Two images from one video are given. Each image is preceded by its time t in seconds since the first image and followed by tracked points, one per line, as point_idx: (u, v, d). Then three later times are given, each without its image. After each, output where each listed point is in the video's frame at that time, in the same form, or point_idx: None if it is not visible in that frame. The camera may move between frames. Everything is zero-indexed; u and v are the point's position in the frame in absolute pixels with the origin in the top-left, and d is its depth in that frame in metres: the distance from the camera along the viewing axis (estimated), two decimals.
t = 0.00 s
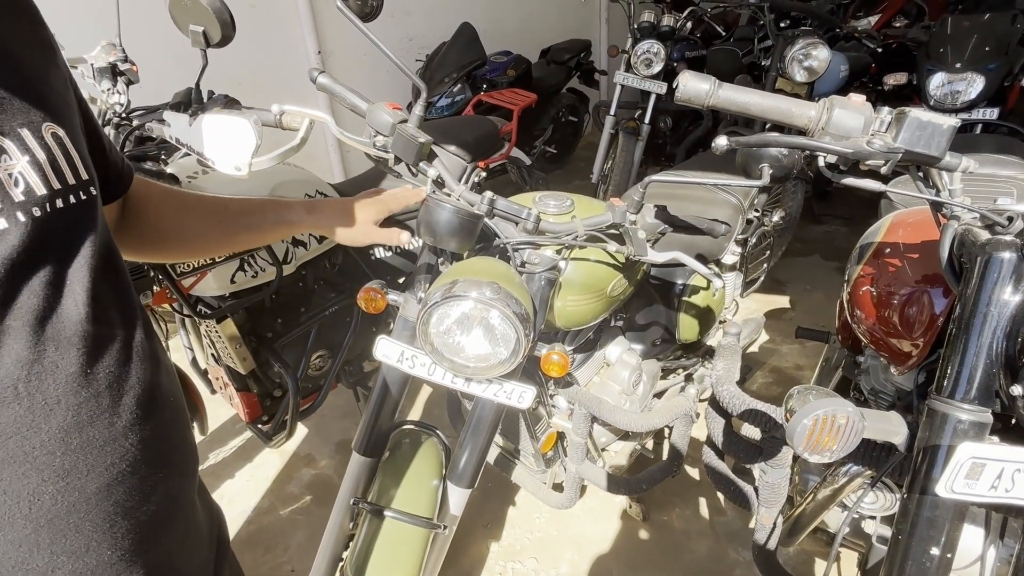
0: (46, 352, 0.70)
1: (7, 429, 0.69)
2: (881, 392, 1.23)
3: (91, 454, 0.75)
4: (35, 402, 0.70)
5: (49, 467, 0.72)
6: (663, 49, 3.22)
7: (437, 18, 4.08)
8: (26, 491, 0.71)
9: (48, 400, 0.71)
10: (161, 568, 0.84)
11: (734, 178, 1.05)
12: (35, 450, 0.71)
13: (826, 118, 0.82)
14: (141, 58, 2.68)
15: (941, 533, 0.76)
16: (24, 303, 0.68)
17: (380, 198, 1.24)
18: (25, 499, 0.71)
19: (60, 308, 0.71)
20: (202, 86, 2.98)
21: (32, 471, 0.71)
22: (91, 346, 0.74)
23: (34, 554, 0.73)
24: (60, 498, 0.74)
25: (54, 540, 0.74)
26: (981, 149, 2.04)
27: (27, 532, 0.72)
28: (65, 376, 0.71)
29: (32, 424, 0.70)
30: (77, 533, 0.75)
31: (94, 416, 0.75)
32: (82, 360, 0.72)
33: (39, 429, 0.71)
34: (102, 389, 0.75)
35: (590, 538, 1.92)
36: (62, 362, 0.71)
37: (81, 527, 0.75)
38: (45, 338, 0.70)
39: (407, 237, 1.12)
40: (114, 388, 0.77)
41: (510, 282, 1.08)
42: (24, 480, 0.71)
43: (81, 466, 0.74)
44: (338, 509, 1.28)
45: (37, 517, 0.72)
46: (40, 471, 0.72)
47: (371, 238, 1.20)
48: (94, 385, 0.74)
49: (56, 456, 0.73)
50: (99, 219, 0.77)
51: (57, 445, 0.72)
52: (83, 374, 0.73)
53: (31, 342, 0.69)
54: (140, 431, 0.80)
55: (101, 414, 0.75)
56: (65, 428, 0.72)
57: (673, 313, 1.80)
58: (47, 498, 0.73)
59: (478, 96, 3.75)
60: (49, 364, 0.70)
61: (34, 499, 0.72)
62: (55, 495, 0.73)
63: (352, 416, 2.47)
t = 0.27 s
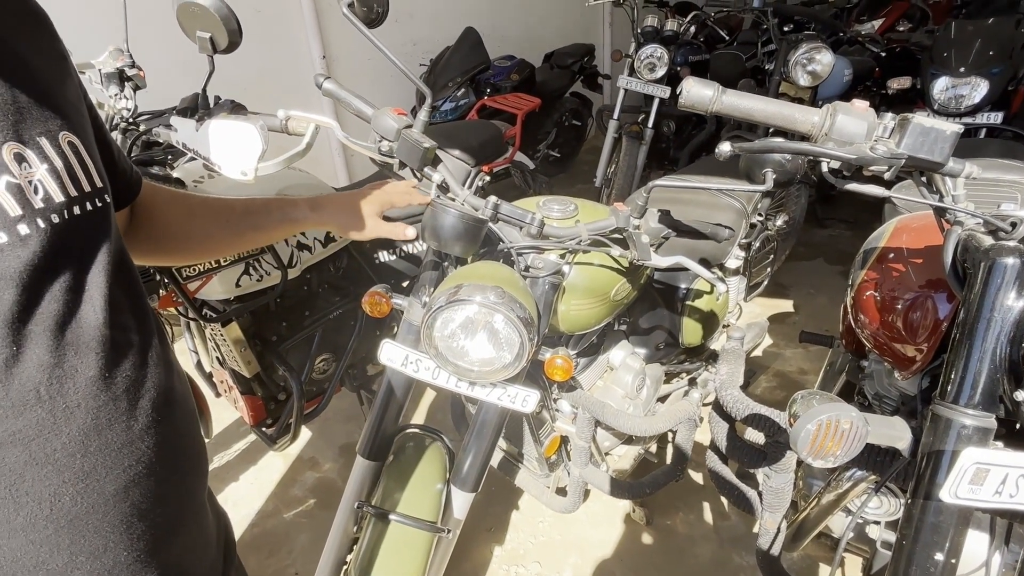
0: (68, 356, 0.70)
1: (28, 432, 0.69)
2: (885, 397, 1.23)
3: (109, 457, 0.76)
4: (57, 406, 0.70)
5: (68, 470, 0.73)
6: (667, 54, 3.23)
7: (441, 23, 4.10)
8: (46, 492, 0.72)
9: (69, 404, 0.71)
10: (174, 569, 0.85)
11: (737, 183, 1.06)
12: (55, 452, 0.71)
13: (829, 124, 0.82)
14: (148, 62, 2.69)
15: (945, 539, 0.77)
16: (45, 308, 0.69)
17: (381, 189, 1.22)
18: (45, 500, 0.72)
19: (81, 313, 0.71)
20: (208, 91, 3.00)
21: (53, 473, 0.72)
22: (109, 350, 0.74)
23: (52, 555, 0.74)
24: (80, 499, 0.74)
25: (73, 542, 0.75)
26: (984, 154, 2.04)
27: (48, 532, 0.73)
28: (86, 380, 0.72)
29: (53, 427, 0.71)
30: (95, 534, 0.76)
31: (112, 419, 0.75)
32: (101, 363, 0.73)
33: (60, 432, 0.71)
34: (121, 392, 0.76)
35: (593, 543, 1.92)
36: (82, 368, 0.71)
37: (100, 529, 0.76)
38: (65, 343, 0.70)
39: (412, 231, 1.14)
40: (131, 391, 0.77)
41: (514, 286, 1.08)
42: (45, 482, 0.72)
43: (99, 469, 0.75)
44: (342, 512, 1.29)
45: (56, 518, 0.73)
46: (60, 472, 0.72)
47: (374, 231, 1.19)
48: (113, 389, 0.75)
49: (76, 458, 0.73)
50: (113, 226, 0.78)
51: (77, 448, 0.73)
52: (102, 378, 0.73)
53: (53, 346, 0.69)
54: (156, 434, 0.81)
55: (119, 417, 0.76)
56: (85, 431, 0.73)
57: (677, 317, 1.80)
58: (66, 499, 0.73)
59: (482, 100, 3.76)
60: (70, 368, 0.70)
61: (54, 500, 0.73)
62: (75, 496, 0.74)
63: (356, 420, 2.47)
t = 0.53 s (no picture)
0: (72, 363, 0.71)
1: (33, 439, 0.69)
2: (885, 402, 1.23)
3: (113, 464, 0.76)
4: (61, 413, 0.70)
5: (72, 478, 0.73)
6: (667, 58, 3.24)
7: (442, 27, 4.11)
8: (50, 500, 0.72)
9: (73, 411, 0.71)
10: None
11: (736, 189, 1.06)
12: (59, 460, 0.71)
13: (827, 130, 0.82)
14: (149, 66, 2.70)
15: (945, 546, 0.76)
16: (49, 315, 0.69)
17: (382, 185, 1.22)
18: (49, 509, 0.72)
19: (85, 320, 0.72)
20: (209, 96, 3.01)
21: (57, 481, 0.72)
22: (113, 357, 0.74)
23: (57, 564, 0.73)
24: (83, 507, 0.74)
25: (77, 550, 0.74)
26: (984, 158, 2.04)
27: (51, 541, 0.72)
28: (89, 387, 0.72)
29: (57, 434, 0.71)
30: (99, 543, 0.75)
31: (116, 427, 0.75)
32: (105, 371, 0.73)
33: (64, 439, 0.71)
34: (124, 400, 0.76)
35: (594, 548, 1.91)
36: (85, 375, 0.72)
37: (103, 537, 0.76)
38: (69, 351, 0.70)
39: (414, 231, 1.14)
40: (134, 399, 0.77)
41: (513, 291, 1.08)
42: (49, 490, 0.71)
43: (103, 476, 0.75)
44: (342, 518, 1.28)
45: (60, 527, 0.73)
46: (64, 480, 0.72)
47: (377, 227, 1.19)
48: (116, 397, 0.75)
49: (80, 465, 0.73)
50: (116, 234, 0.78)
51: (81, 456, 0.73)
52: (106, 385, 0.74)
53: (57, 354, 0.69)
54: (159, 441, 0.81)
55: (123, 424, 0.76)
56: (89, 438, 0.73)
57: (677, 322, 1.80)
58: (70, 507, 0.73)
59: (482, 104, 3.77)
60: (74, 375, 0.71)
61: (57, 509, 0.72)
62: (78, 504, 0.74)
63: (356, 424, 2.47)
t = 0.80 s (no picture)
0: (79, 369, 0.70)
1: (39, 445, 0.69)
2: (884, 405, 1.22)
3: (117, 469, 0.76)
4: (66, 419, 0.70)
5: (77, 483, 0.73)
6: (665, 60, 3.24)
7: (440, 30, 4.11)
8: (56, 506, 0.72)
9: (79, 416, 0.71)
10: None
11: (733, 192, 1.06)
12: (65, 466, 0.71)
13: (824, 134, 0.82)
14: (147, 70, 2.70)
15: (944, 550, 0.76)
16: (54, 321, 0.68)
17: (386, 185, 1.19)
18: (55, 515, 0.72)
19: (91, 325, 0.72)
20: (207, 100, 3.01)
21: (62, 486, 0.72)
22: (119, 362, 0.74)
23: (62, 570, 0.73)
24: (89, 513, 0.74)
25: (82, 556, 0.74)
26: (982, 160, 2.05)
27: (57, 547, 0.72)
28: (95, 392, 0.72)
29: (63, 440, 0.71)
30: (104, 548, 0.75)
31: (121, 432, 0.75)
32: (110, 376, 0.73)
33: (70, 445, 0.71)
34: (130, 405, 0.76)
35: (592, 551, 1.91)
36: (91, 380, 0.71)
37: (109, 543, 0.76)
38: (75, 356, 0.70)
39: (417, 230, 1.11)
40: (140, 403, 0.77)
41: (511, 295, 1.08)
42: (54, 495, 0.71)
43: (108, 481, 0.75)
44: (339, 522, 1.28)
45: (65, 532, 0.73)
46: (70, 486, 0.72)
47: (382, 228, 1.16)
48: (122, 402, 0.75)
49: (85, 471, 0.73)
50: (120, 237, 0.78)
51: (86, 461, 0.73)
52: (111, 390, 0.73)
53: (63, 359, 0.69)
54: (164, 446, 0.81)
55: (128, 430, 0.76)
56: (94, 444, 0.73)
57: (675, 324, 1.80)
58: (75, 513, 0.73)
59: (481, 107, 3.77)
60: (79, 381, 0.71)
61: (63, 514, 0.72)
62: (84, 510, 0.74)
63: (355, 427, 2.47)
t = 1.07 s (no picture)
0: (70, 377, 0.69)
1: (32, 455, 0.68)
2: (883, 407, 1.22)
3: (112, 477, 0.75)
4: (60, 427, 0.69)
5: (72, 492, 0.72)
6: (662, 60, 3.24)
7: (436, 30, 4.10)
8: (51, 516, 0.71)
9: (73, 424, 0.70)
10: None
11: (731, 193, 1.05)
12: (59, 475, 0.70)
13: (824, 134, 0.81)
14: (141, 70, 2.68)
15: (944, 554, 0.76)
16: (42, 328, 0.67)
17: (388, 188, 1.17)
18: (50, 525, 0.71)
19: (82, 331, 0.70)
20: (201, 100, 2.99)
21: (57, 496, 0.71)
22: (112, 369, 0.73)
23: None
24: (85, 521, 0.73)
25: (79, 565, 0.73)
26: (979, 159, 2.04)
27: (53, 558, 0.71)
28: (88, 399, 0.71)
29: (56, 449, 0.69)
30: (101, 557, 0.74)
31: (116, 438, 0.74)
32: (102, 383, 0.72)
33: (64, 455, 0.70)
34: (124, 411, 0.75)
35: (591, 552, 1.90)
36: (84, 387, 0.70)
37: (107, 551, 0.75)
38: (66, 363, 0.69)
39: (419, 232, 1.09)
40: (134, 409, 0.76)
41: (509, 298, 1.07)
42: (49, 505, 0.70)
43: (104, 490, 0.74)
44: (335, 526, 1.27)
45: (61, 542, 0.72)
46: (65, 495, 0.71)
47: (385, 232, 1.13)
48: (116, 408, 0.74)
49: (80, 480, 0.72)
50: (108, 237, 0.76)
51: (80, 469, 0.72)
52: (105, 397, 0.72)
53: (53, 367, 0.68)
54: (158, 452, 0.80)
55: (122, 437, 0.75)
56: (88, 451, 0.72)
57: (673, 325, 1.79)
58: (71, 522, 0.72)
59: (477, 107, 3.76)
60: (71, 389, 0.69)
61: (59, 524, 0.71)
62: (80, 519, 0.73)
63: (351, 429, 2.46)
